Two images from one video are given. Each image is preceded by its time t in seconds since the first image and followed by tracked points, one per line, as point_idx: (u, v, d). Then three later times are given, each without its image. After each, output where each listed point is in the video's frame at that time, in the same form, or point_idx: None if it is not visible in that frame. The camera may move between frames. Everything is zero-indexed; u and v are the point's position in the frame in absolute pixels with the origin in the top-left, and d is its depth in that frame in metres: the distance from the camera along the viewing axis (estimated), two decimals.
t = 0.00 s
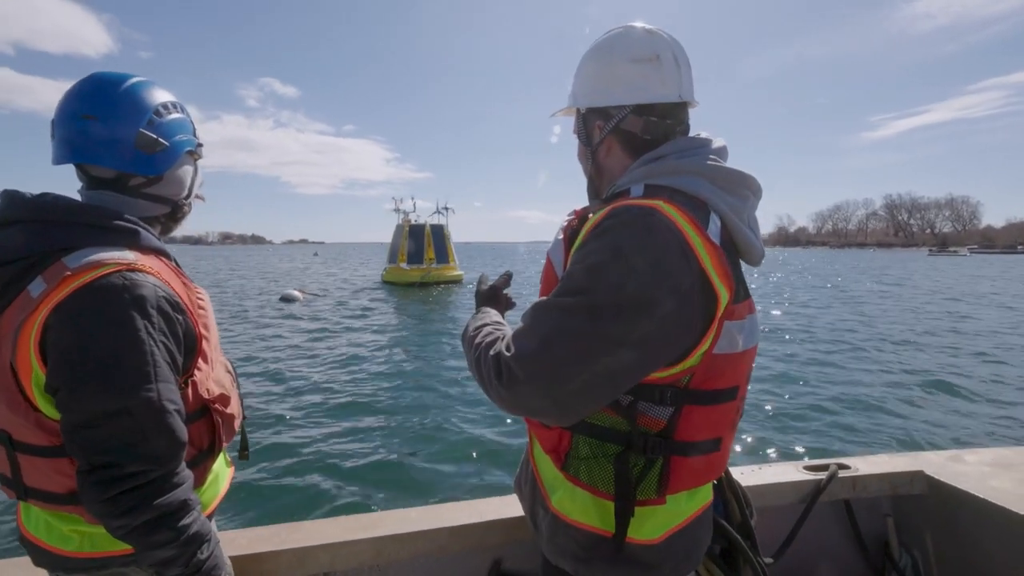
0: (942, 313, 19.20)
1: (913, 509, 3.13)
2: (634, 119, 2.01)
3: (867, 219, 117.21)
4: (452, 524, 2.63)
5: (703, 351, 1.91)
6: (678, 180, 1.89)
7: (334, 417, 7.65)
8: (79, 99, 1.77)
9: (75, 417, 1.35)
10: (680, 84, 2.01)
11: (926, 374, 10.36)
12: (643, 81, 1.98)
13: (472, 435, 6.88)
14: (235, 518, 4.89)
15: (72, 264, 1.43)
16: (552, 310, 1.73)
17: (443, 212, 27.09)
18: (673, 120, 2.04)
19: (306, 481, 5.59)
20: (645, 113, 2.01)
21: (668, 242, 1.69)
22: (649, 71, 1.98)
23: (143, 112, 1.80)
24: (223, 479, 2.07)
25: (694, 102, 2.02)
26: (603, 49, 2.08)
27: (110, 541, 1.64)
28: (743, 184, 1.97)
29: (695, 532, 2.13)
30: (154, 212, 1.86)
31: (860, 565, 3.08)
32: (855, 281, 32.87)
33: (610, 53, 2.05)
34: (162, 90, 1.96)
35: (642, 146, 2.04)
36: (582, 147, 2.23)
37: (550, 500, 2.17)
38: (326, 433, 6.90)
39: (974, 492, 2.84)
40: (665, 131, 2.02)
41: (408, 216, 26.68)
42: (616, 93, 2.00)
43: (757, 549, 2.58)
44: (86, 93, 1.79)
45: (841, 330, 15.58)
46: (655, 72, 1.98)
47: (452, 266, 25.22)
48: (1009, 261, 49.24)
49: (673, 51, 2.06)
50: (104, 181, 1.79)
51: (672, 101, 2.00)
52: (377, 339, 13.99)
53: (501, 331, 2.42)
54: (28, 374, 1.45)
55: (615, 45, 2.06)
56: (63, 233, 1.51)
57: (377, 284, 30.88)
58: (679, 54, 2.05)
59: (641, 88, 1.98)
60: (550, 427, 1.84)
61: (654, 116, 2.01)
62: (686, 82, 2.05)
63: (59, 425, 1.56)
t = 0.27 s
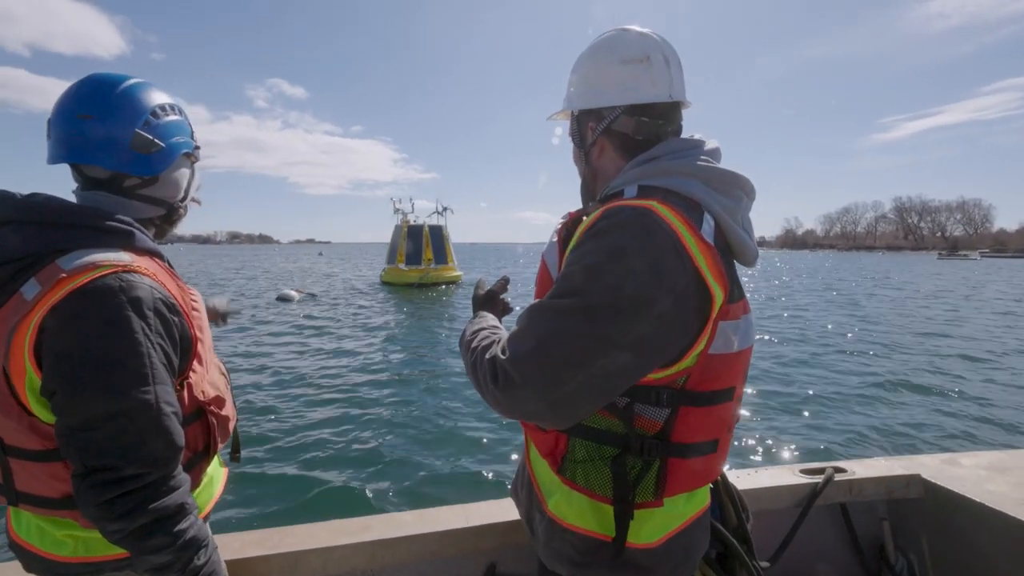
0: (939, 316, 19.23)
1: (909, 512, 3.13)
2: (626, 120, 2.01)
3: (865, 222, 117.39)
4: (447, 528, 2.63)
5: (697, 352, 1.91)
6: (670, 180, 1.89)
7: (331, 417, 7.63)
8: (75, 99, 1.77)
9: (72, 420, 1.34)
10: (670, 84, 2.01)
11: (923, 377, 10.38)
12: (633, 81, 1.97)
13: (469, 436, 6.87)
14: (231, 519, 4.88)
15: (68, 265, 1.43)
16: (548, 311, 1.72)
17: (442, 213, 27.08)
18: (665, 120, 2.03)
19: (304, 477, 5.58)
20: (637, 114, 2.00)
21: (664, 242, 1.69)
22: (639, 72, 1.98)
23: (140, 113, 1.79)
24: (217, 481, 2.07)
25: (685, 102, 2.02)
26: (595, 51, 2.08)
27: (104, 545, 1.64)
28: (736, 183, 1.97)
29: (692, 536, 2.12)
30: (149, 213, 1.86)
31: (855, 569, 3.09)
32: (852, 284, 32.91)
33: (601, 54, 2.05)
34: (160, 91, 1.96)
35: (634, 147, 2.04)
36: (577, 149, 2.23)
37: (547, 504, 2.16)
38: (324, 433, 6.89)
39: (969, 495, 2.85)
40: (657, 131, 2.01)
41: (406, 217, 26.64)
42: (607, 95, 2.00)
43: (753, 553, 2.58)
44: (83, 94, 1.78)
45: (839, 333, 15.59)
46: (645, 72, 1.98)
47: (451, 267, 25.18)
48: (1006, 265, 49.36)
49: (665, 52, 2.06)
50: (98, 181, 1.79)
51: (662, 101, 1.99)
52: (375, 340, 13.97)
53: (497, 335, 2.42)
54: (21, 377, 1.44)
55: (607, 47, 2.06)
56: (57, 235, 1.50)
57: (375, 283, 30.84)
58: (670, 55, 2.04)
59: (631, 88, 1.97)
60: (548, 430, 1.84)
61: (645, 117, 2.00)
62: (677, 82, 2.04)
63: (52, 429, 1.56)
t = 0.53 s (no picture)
0: (935, 318, 19.29)
1: (898, 513, 3.16)
2: (619, 124, 2.03)
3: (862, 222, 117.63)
4: (438, 532, 2.64)
5: (685, 358, 1.93)
6: (659, 186, 1.91)
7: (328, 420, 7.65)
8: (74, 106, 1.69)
9: (54, 429, 1.36)
10: (664, 91, 2.03)
11: (917, 378, 10.42)
12: (627, 86, 2.00)
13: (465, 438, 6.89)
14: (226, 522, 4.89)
15: (55, 275, 1.45)
16: (536, 318, 1.75)
17: (439, 213, 27.11)
18: (658, 126, 2.06)
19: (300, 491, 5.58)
20: (631, 119, 2.02)
21: (649, 248, 1.71)
22: (635, 78, 2.00)
23: (140, 120, 1.71)
24: (211, 484, 2.09)
25: (678, 109, 2.04)
26: (591, 55, 2.11)
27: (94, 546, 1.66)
28: (725, 190, 2.00)
29: (680, 539, 2.15)
30: (146, 221, 1.75)
31: (844, 570, 3.11)
32: (849, 285, 32.98)
33: (598, 59, 2.08)
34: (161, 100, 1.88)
35: (626, 151, 2.06)
36: (570, 152, 2.25)
37: (536, 507, 2.18)
38: (321, 437, 6.90)
39: (957, 497, 2.87)
40: (650, 136, 2.03)
41: (405, 217, 26.64)
42: (601, 98, 2.03)
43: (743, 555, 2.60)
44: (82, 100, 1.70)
45: (834, 333, 15.64)
46: (641, 78, 2.01)
47: (448, 268, 25.19)
48: (1002, 265, 49.50)
49: (660, 58, 2.08)
50: (94, 188, 1.68)
51: (656, 107, 2.02)
52: (372, 340, 13.98)
53: (489, 339, 2.44)
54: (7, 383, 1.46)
55: (603, 52, 2.09)
56: (46, 243, 1.52)
57: (373, 284, 30.84)
58: (665, 62, 2.07)
59: (626, 93, 2.00)
60: (539, 433, 1.85)
61: (638, 122, 2.03)
62: (672, 89, 2.07)
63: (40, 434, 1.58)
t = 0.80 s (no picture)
0: (933, 318, 19.35)
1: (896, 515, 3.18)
2: (613, 125, 2.05)
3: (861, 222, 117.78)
4: (436, 532, 2.67)
5: (676, 354, 1.95)
6: (651, 186, 1.93)
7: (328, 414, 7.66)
8: (83, 109, 1.67)
9: (58, 426, 1.38)
10: (659, 94, 2.06)
11: (916, 379, 10.46)
12: (623, 89, 2.02)
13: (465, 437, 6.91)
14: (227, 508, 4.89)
15: (61, 275, 1.47)
16: (528, 315, 1.77)
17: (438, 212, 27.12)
18: (652, 128, 2.08)
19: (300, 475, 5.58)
20: (625, 120, 2.04)
21: (639, 246, 1.74)
22: (631, 81, 2.03)
23: (147, 126, 1.68)
24: (210, 483, 2.11)
25: (672, 112, 2.06)
26: (588, 57, 2.13)
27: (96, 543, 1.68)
28: (716, 191, 2.02)
29: (673, 538, 2.16)
30: (150, 225, 1.73)
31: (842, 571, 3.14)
32: (847, 286, 33.05)
33: (594, 61, 2.10)
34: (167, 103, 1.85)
35: (619, 151, 2.08)
36: (566, 152, 2.27)
37: (529, 504, 2.21)
38: (321, 432, 6.91)
39: (956, 499, 2.90)
40: (643, 138, 2.05)
41: (405, 216, 26.67)
42: (596, 99, 2.05)
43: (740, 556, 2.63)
44: (91, 104, 1.68)
45: (832, 333, 15.67)
46: (636, 81, 2.03)
47: (448, 266, 25.17)
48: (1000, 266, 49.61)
49: (656, 62, 2.10)
50: (100, 192, 1.66)
51: (651, 110, 2.04)
52: (372, 339, 14.01)
53: (483, 338, 2.46)
54: (14, 380, 1.48)
55: (600, 54, 2.11)
56: (53, 244, 1.54)
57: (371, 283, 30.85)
58: (661, 66, 2.09)
59: (621, 96, 2.02)
60: (532, 429, 1.87)
61: (632, 124, 2.05)
62: (666, 92, 2.09)
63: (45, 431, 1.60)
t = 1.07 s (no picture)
0: (933, 319, 19.38)
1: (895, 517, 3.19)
2: (605, 128, 2.06)
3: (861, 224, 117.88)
4: (435, 533, 2.67)
5: (672, 355, 1.96)
6: (645, 187, 1.94)
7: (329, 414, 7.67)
8: (85, 113, 1.68)
9: (62, 425, 1.39)
10: (649, 96, 2.07)
11: (916, 381, 10.48)
12: (612, 92, 2.03)
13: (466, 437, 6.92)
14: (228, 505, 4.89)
15: (65, 276, 1.48)
16: (524, 316, 1.78)
17: (439, 212, 27.16)
18: (644, 130, 2.09)
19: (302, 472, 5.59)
20: (617, 123, 2.05)
21: (635, 247, 1.75)
22: (621, 83, 2.04)
23: (149, 129, 1.69)
24: (212, 483, 2.11)
25: (664, 112, 2.07)
26: (577, 62, 2.15)
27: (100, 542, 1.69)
28: (711, 190, 2.03)
29: (670, 539, 2.17)
30: (152, 226, 1.74)
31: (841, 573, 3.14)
32: (847, 287, 33.09)
33: (584, 65, 2.12)
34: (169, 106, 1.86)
35: (613, 154, 2.09)
36: (559, 157, 2.28)
37: (526, 505, 2.21)
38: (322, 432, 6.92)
39: (955, 501, 2.91)
40: (636, 140, 2.06)
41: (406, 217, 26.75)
42: (588, 103, 2.06)
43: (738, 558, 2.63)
44: (93, 107, 1.69)
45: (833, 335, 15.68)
46: (626, 83, 2.04)
47: (450, 267, 25.17)
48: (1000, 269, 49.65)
49: (645, 64, 2.11)
50: (103, 194, 1.67)
51: (642, 111, 2.05)
52: (372, 339, 14.03)
53: (481, 340, 2.47)
54: (18, 379, 1.49)
55: (591, 58, 2.12)
56: (58, 244, 1.55)
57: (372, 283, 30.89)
58: (650, 67, 2.10)
59: (611, 99, 2.03)
60: (530, 430, 1.88)
61: (625, 126, 2.06)
62: (657, 92, 2.10)
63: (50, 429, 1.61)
